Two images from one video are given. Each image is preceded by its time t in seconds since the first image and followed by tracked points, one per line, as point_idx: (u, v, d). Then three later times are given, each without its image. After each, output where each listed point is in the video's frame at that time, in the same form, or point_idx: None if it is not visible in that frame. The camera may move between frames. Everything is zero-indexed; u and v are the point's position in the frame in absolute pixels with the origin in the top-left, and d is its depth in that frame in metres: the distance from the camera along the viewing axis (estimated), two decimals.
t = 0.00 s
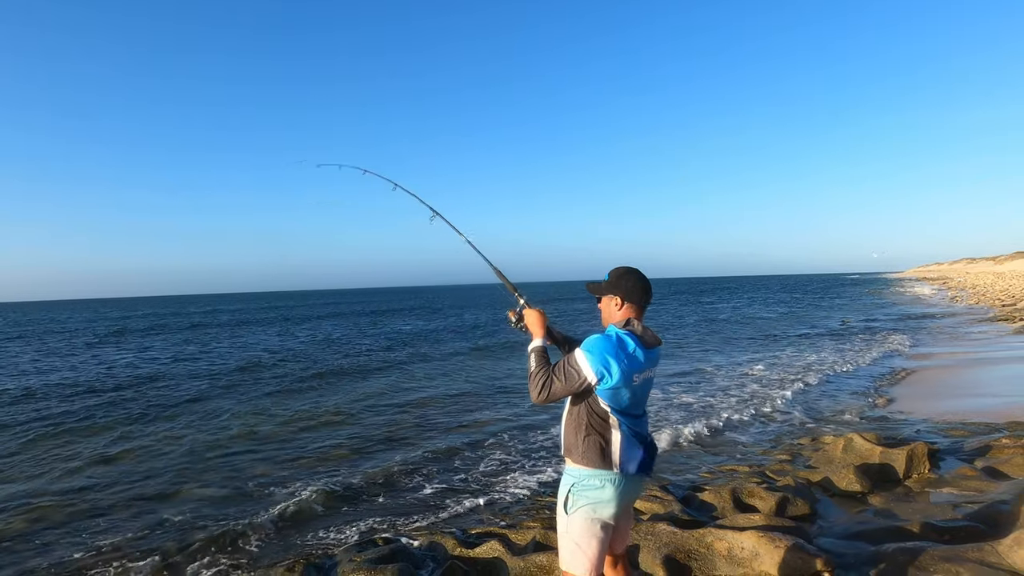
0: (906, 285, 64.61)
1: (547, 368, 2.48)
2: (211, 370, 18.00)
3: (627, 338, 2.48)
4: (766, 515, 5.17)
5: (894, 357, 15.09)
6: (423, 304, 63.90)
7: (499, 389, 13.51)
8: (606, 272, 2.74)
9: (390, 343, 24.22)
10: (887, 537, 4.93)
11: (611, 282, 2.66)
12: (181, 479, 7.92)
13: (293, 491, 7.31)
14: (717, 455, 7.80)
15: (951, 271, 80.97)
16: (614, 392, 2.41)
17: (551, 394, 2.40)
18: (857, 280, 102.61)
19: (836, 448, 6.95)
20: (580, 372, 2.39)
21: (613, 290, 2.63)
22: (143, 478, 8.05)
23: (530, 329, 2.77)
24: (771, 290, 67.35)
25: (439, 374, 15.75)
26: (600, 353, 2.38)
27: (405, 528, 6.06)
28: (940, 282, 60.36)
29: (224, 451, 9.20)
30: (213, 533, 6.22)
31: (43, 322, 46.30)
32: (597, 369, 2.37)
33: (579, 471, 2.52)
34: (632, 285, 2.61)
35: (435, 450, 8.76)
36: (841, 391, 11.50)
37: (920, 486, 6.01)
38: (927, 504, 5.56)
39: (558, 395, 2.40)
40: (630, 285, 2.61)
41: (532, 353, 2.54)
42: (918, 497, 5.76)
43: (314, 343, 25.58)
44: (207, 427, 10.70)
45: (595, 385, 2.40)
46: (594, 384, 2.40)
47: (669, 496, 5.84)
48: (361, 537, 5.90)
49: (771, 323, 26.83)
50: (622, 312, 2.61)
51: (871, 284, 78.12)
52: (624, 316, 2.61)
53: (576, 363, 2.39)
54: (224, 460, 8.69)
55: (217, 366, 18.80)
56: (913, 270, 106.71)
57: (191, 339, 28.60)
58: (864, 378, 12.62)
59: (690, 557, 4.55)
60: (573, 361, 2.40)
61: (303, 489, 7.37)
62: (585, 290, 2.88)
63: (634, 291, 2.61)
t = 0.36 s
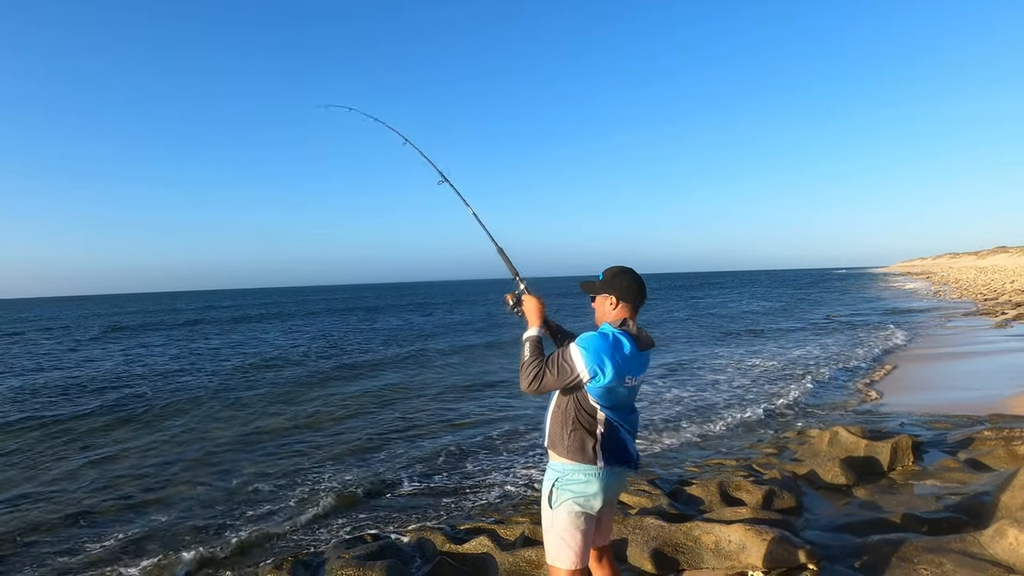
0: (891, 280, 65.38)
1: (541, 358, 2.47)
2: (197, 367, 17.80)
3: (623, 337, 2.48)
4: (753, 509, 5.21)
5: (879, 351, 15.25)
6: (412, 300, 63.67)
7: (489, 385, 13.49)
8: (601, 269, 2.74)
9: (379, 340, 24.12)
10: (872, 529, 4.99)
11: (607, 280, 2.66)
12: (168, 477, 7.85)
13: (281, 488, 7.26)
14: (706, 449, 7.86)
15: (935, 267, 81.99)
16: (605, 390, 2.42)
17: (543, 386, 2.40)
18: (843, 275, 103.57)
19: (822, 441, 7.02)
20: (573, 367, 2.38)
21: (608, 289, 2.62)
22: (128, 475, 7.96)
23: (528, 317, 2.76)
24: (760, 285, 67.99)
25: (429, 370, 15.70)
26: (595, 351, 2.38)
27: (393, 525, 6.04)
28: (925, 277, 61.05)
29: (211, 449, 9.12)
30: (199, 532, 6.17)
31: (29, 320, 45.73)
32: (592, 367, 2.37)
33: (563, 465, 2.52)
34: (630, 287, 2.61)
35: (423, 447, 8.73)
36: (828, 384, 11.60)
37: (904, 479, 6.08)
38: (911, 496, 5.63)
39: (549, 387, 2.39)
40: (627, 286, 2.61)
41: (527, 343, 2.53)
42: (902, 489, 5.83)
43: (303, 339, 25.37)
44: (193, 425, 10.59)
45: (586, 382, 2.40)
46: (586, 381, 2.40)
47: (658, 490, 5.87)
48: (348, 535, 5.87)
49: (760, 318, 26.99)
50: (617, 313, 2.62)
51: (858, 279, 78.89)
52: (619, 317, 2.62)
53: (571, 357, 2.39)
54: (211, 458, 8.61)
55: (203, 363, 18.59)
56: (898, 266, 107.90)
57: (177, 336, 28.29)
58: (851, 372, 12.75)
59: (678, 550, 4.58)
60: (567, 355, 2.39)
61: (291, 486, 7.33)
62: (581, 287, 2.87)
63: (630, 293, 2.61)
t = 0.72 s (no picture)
0: (895, 283, 65.11)
1: (542, 363, 2.47)
2: (200, 370, 17.82)
3: (623, 340, 2.49)
4: (756, 513, 5.20)
5: (882, 355, 15.22)
6: (414, 303, 63.68)
7: (491, 389, 13.48)
8: (602, 273, 2.74)
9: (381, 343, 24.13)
10: (876, 534, 4.97)
11: (608, 283, 2.67)
12: (170, 481, 7.86)
13: (283, 492, 7.26)
14: (708, 453, 7.84)
15: (938, 270, 81.84)
16: (607, 393, 2.42)
17: (544, 391, 2.40)
18: (846, 279, 103.37)
19: (825, 445, 7.00)
20: (574, 370, 2.39)
21: (608, 293, 2.63)
22: (131, 479, 7.96)
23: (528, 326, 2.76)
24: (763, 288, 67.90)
25: (431, 374, 15.70)
26: (595, 354, 2.38)
27: (395, 528, 6.03)
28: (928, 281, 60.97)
29: (213, 452, 9.13)
30: (202, 535, 6.17)
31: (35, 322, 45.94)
32: (593, 369, 2.37)
33: (563, 471, 2.52)
34: (629, 290, 2.61)
35: (425, 451, 8.73)
36: (830, 389, 11.57)
37: (908, 484, 6.06)
38: (915, 501, 5.61)
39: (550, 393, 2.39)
40: (627, 289, 2.61)
41: (527, 350, 2.53)
42: (906, 494, 5.81)
43: (305, 342, 25.41)
44: (195, 428, 10.59)
45: (588, 385, 2.40)
46: (587, 384, 2.40)
47: (660, 494, 5.86)
48: (350, 538, 5.86)
49: (762, 322, 26.96)
50: (617, 316, 2.62)
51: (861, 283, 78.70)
52: (619, 320, 2.62)
53: (571, 361, 2.40)
54: (213, 462, 8.62)
55: (206, 366, 18.62)
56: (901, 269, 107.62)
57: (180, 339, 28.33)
58: (853, 376, 12.72)
59: (681, 555, 4.57)
60: (568, 359, 2.40)
61: (293, 489, 7.33)
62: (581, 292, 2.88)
63: (630, 296, 2.61)
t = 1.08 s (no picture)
0: (906, 288, 64.61)
1: (541, 388, 2.50)
2: (210, 375, 17.90)
3: (612, 339, 2.49)
4: (767, 520, 5.17)
5: (894, 361, 15.08)
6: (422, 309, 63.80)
7: (499, 394, 13.47)
8: (590, 273, 2.75)
9: (390, 348, 24.20)
10: (888, 542, 4.92)
11: (595, 284, 2.68)
12: (181, 486, 7.90)
13: (293, 497, 7.29)
14: (716, 459, 7.79)
15: (950, 276, 81.10)
16: (609, 394, 2.42)
17: (548, 412, 2.41)
18: (856, 284, 102.63)
19: (837, 451, 6.93)
20: (572, 381, 2.39)
21: (598, 291, 2.64)
22: (142, 484, 8.02)
23: (518, 358, 2.78)
24: (773, 294, 67.52)
25: (439, 379, 15.71)
26: (587, 359, 2.39)
27: (405, 533, 6.04)
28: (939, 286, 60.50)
29: (222, 457, 9.17)
30: (212, 540, 6.20)
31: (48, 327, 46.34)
32: (587, 373, 2.38)
33: (583, 477, 2.52)
34: (616, 285, 2.62)
35: (433, 456, 8.74)
36: (842, 395, 11.47)
37: (921, 491, 5.99)
38: (928, 508, 5.55)
39: (554, 410, 2.40)
40: (615, 285, 2.62)
41: (525, 382, 2.56)
42: (919, 501, 5.75)
43: (314, 347, 25.49)
44: (205, 433, 10.65)
45: (588, 391, 2.40)
46: (588, 391, 2.40)
47: (670, 500, 5.84)
48: (359, 543, 5.87)
49: (772, 327, 26.80)
50: (607, 315, 2.62)
51: (872, 288, 78.12)
52: (610, 318, 2.62)
53: (566, 373, 2.40)
54: (223, 467, 8.66)
55: (215, 371, 18.71)
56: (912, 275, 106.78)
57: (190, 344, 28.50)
58: (865, 382, 12.61)
59: (691, 561, 4.54)
60: (563, 371, 2.41)
61: (302, 494, 7.35)
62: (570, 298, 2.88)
63: (617, 291, 2.62)
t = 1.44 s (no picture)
0: (920, 301, 63.89)
1: (553, 390, 2.51)
2: (220, 385, 18.02)
3: (632, 354, 2.51)
4: (777, 535, 5.13)
5: (907, 375, 14.91)
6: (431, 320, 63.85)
7: (508, 406, 13.46)
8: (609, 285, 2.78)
9: (399, 359, 24.25)
10: (902, 559, 4.86)
11: (614, 297, 2.71)
12: (191, 495, 7.96)
13: (302, 507, 7.32)
14: (727, 473, 7.74)
15: (964, 288, 80.14)
16: (622, 408, 2.44)
17: (559, 416, 2.43)
18: (869, 297, 101.63)
19: (849, 466, 6.87)
20: (586, 391, 2.41)
21: (618, 304, 2.66)
22: (153, 492, 8.09)
23: (533, 354, 2.81)
24: (783, 306, 66.98)
25: (448, 390, 15.72)
26: (605, 371, 2.41)
27: (413, 545, 6.04)
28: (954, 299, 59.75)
29: (232, 466, 9.23)
30: (222, 549, 6.23)
31: (64, 336, 46.98)
32: (604, 386, 2.39)
33: (588, 489, 2.53)
34: (638, 302, 2.65)
35: (442, 467, 8.73)
36: (853, 409, 11.35)
37: (935, 507, 5.92)
38: (943, 525, 5.48)
39: (565, 415, 2.42)
40: (636, 301, 2.65)
41: (538, 378, 2.58)
42: (933, 518, 5.68)
43: (323, 357, 25.59)
44: (215, 442, 10.72)
45: (602, 403, 2.42)
46: (602, 403, 2.42)
47: (680, 514, 5.81)
48: (368, 554, 5.88)
49: (783, 340, 26.58)
50: (626, 329, 2.65)
51: (884, 301, 77.28)
52: (629, 332, 2.65)
53: (583, 382, 2.42)
54: (233, 476, 8.71)
55: (225, 381, 18.84)
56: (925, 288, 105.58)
57: (201, 354, 28.70)
58: (878, 396, 12.48)
59: None
60: (580, 381, 2.43)
61: (311, 505, 7.38)
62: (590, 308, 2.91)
63: (639, 307, 2.64)
